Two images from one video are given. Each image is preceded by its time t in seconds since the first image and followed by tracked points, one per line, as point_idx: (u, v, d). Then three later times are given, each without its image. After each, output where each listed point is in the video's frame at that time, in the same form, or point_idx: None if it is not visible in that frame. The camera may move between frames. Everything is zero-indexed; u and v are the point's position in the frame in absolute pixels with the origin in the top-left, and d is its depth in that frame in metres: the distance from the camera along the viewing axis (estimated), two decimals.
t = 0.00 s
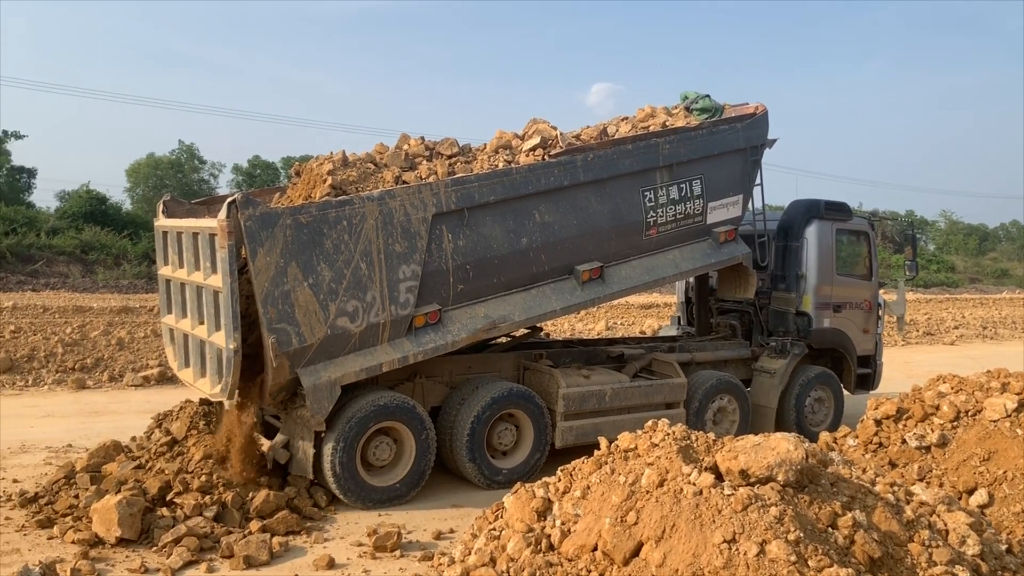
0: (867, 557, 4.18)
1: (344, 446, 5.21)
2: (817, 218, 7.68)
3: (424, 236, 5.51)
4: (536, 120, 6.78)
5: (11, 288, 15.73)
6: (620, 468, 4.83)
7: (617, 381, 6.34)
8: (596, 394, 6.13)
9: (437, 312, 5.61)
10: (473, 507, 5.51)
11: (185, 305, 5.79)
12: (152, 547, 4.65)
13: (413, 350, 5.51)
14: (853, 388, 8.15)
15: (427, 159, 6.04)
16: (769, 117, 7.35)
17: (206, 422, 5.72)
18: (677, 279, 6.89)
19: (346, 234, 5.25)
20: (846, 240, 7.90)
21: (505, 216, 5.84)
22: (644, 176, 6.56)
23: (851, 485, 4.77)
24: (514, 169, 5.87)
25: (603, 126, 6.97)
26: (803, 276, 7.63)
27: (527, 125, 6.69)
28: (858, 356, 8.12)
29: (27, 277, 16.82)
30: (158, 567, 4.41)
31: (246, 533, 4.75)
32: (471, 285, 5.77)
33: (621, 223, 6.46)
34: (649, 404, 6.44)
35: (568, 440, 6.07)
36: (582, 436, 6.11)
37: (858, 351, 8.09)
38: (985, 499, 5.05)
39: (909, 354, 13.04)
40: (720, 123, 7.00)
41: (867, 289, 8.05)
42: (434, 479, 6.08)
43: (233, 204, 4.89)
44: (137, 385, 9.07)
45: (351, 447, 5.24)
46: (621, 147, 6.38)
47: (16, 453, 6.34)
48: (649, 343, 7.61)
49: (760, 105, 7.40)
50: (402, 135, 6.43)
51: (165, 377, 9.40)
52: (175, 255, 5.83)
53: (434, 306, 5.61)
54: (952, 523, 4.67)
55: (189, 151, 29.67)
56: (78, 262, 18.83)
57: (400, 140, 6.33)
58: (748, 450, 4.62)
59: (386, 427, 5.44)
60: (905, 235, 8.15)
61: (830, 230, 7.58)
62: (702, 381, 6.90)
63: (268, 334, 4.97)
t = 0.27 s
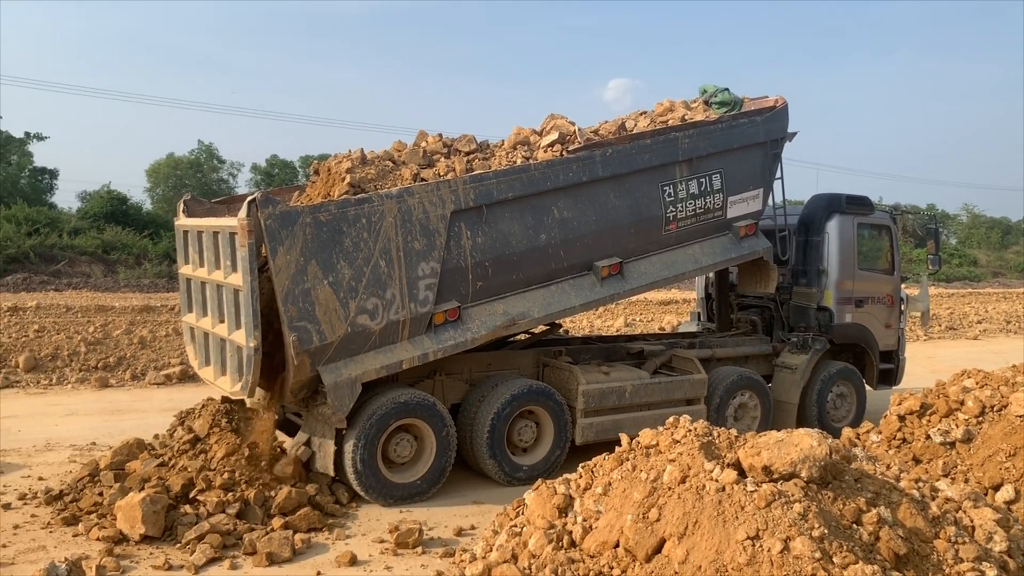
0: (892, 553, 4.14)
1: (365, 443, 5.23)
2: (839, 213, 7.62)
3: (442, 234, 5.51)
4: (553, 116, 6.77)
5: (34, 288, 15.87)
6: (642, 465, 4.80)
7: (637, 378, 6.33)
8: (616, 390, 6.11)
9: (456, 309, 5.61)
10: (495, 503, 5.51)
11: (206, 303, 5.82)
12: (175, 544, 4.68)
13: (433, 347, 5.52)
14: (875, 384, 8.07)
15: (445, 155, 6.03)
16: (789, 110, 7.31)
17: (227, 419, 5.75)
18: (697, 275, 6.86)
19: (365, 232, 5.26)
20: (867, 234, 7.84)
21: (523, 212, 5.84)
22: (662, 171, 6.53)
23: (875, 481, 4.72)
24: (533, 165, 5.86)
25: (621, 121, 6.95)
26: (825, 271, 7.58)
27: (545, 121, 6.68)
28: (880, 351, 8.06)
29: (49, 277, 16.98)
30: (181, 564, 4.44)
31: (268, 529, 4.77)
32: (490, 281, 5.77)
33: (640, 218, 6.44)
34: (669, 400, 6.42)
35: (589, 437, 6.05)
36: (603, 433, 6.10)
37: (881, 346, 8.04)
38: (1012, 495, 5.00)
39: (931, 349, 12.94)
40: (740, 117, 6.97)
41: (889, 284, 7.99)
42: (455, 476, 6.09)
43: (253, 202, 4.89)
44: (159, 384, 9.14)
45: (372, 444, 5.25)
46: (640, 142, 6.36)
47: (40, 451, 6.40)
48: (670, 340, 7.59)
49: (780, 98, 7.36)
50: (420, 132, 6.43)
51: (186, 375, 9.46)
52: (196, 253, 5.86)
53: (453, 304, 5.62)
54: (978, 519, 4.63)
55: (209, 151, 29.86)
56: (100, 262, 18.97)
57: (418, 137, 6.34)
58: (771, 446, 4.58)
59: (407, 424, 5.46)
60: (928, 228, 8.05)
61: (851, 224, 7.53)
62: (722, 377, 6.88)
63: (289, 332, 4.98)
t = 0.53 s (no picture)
0: (910, 552, 4.11)
1: (379, 440, 5.24)
2: (855, 208, 7.56)
3: (456, 231, 5.50)
4: (567, 112, 6.75)
5: (52, 286, 16.01)
6: (656, 463, 4.79)
7: (652, 375, 6.31)
8: (630, 388, 6.10)
9: (470, 307, 5.61)
10: (509, 501, 5.52)
11: (220, 301, 5.84)
12: (192, 540, 4.71)
13: (447, 344, 5.53)
14: (892, 381, 8.03)
15: (459, 152, 6.03)
16: (804, 104, 7.25)
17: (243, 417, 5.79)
18: (712, 270, 6.82)
19: (379, 230, 5.26)
20: (884, 230, 7.78)
21: (537, 209, 5.83)
22: (677, 167, 6.50)
23: (892, 479, 4.69)
24: (546, 161, 5.85)
25: (635, 116, 6.92)
26: (841, 267, 7.52)
27: (559, 117, 6.66)
28: (897, 348, 8.00)
29: (66, 275, 17.12)
30: (198, 561, 4.46)
31: (284, 527, 4.78)
32: (504, 278, 5.77)
33: (654, 214, 6.41)
34: (684, 397, 6.39)
35: (603, 434, 6.04)
36: (617, 430, 6.09)
37: (898, 343, 7.98)
38: None
39: (950, 345, 12.84)
40: (755, 111, 6.92)
41: (906, 280, 7.92)
42: (470, 473, 6.10)
43: (267, 201, 4.91)
44: (176, 381, 9.21)
45: (386, 441, 5.27)
46: (654, 137, 6.34)
47: (59, 448, 6.46)
48: (685, 336, 7.56)
49: (795, 92, 7.30)
50: (434, 130, 6.43)
51: (203, 372, 9.53)
52: (211, 251, 5.88)
53: (467, 301, 5.62)
54: (997, 518, 4.59)
55: (225, 148, 30.00)
56: (117, 260, 19.11)
57: (431, 135, 6.34)
58: (787, 444, 4.56)
59: (421, 421, 5.47)
60: (945, 224, 7.96)
61: (868, 220, 7.47)
62: (738, 374, 6.84)
63: (304, 330, 5.00)
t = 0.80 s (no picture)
0: (922, 554, 4.08)
1: (389, 441, 5.25)
2: (866, 208, 7.52)
3: (465, 232, 5.51)
4: (576, 113, 6.74)
5: (65, 287, 16.12)
6: (666, 463, 4.78)
7: (662, 376, 6.29)
8: (640, 389, 6.09)
9: (480, 307, 5.62)
10: (518, 502, 5.52)
11: (230, 303, 5.87)
12: (203, 540, 4.73)
13: (456, 345, 5.53)
14: (904, 382, 7.98)
15: (468, 153, 6.03)
16: (815, 103, 7.22)
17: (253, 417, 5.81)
18: (723, 270, 6.80)
19: (388, 231, 5.27)
20: (895, 230, 7.74)
21: (547, 209, 5.83)
22: (687, 167, 6.49)
23: (903, 481, 4.67)
24: (555, 161, 5.85)
25: (645, 116, 6.91)
26: (852, 267, 7.48)
27: (568, 117, 6.66)
28: (909, 349, 7.95)
29: (79, 276, 17.24)
30: (209, 561, 4.48)
31: (294, 527, 4.80)
32: (513, 279, 5.77)
33: (663, 214, 6.40)
34: (694, 399, 6.38)
35: (613, 435, 6.04)
36: (627, 432, 6.08)
37: (910, 344, 7.93)
38: None
39: (963, 346, 12.76)
40: (765, 110, 6.90)
41: (918, 281, 7.87)
42: (480, 474, 6.10)
43: (277, 201, 4.92)
44: (187, 382, 9.27)
45: (396, 442, 5.28)
46: (663, 137, 6.32)
47: (72, 448, 6.51)
48: (695, 337, 7.54)
49: (806, 91, 7.27)
50: (443, 131, 6.44)
51: (214, 373, 9.58)
52: (220, 253, 5.91)
53: (477, 301, 5.62)
54: (1010, 519, 4.56)
55: (236, 150, 30.15)
56: (129, 261, 19.23)
57: (440, 136, 6.35)
58: (797, 445, 4.54)
59: (431, 422, 5.48)
60: (958, 224, 7.91)
61: (879, 220, 7.43)
62: (749, 376, 6.82)
63: (314, 331, 5.02)
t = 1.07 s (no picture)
0: (928, 558, 4.06)
1: (394, 444, 5.26)
2: (872, 211, 7.51)
3: (470, 234, 5.51)
4: (581, 115, 6.75)
5: (72, 291, 16.18)
6: (672, 466, 4.77)
7: (668, 379, 6.29)
8: (646, 392, 6.08)
9: (485, 310, 5.62)
10: (524, 505, 5.52)
11: (235, 306, 5.88)
12: (209, 543, 4.74)
13: (461, 348, 5.54)
14: (910, 385, 7.96)
15: (473, 156, 6.04)
16: (820, 105, 7.21)
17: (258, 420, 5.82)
18: (728, 273, 6.80)
19: (393, 234, 5.28)
20: (902, 232, 7.72)
21: (552, 211, 5.83)
22: (692, 169, 6.49)
23: (910, 484, 4.65)
24: (560, 164, 5.85)
25: (650, 119, 6.92)
26: (858, 270, 7.47)
27: (573, 120, 6.67)
28: (916, 352, 7.92)
29: (86, 279, 17.30)
30: (215, 564, 4.49)
31: (299, 530, 4.82)
32: (519, 282, 5.77)
33: (669, 216, 6.40)
34: (700, 402, 6.37)
35: (618, 439, 6.03)
36: (633, 435, 6.07)
37: (916, 347, 7.90)
38: None
39: (970, 349, 12.73)
40: (770, 112, 6.90)
41: (925, 283, 7.85)
42: (485, 477, 6.10)
43: (283, 205, 4.93)
44: (193, 385, 9.29)
45: (401, 445, 5.28)
46: (669, 140, 6.33)
47: (78, 451, 6.53)
48: (701, 340, 7.53)
49: (811, 93, 7.26)
50: (448, 134, 6.46)
51: (220, 376, 9.60)
52: (226, 256, 5.92)
53: (482, 304, 5.62)
54: (1017, 523, 4.55)
55: (242, 154, 30.24)
56: (136, 265, 19.30)
57: (446, 139, 6.37)
58: (803, 448, 4.53)
59: (436, 425, 5.48)
60: (964, 226, 7.89)
61: (885, 222, 7.41)
62: (754, 379, 6.79)
63: (319, 334, 5.02)
